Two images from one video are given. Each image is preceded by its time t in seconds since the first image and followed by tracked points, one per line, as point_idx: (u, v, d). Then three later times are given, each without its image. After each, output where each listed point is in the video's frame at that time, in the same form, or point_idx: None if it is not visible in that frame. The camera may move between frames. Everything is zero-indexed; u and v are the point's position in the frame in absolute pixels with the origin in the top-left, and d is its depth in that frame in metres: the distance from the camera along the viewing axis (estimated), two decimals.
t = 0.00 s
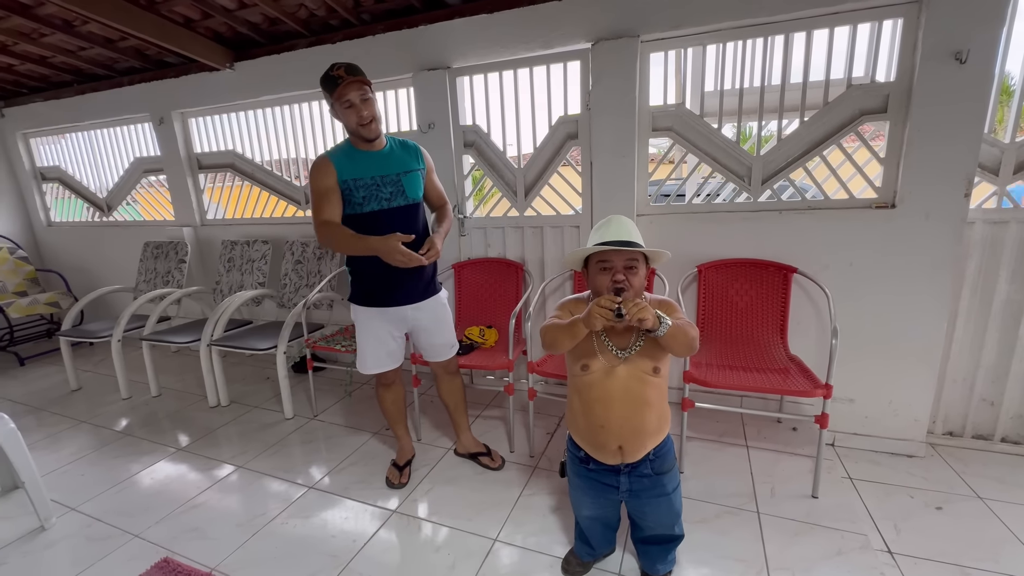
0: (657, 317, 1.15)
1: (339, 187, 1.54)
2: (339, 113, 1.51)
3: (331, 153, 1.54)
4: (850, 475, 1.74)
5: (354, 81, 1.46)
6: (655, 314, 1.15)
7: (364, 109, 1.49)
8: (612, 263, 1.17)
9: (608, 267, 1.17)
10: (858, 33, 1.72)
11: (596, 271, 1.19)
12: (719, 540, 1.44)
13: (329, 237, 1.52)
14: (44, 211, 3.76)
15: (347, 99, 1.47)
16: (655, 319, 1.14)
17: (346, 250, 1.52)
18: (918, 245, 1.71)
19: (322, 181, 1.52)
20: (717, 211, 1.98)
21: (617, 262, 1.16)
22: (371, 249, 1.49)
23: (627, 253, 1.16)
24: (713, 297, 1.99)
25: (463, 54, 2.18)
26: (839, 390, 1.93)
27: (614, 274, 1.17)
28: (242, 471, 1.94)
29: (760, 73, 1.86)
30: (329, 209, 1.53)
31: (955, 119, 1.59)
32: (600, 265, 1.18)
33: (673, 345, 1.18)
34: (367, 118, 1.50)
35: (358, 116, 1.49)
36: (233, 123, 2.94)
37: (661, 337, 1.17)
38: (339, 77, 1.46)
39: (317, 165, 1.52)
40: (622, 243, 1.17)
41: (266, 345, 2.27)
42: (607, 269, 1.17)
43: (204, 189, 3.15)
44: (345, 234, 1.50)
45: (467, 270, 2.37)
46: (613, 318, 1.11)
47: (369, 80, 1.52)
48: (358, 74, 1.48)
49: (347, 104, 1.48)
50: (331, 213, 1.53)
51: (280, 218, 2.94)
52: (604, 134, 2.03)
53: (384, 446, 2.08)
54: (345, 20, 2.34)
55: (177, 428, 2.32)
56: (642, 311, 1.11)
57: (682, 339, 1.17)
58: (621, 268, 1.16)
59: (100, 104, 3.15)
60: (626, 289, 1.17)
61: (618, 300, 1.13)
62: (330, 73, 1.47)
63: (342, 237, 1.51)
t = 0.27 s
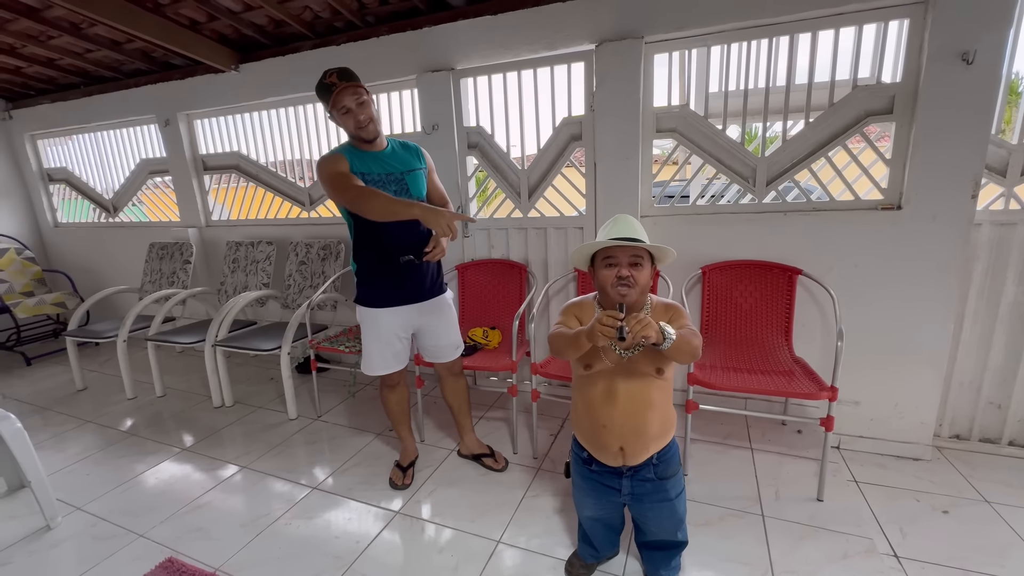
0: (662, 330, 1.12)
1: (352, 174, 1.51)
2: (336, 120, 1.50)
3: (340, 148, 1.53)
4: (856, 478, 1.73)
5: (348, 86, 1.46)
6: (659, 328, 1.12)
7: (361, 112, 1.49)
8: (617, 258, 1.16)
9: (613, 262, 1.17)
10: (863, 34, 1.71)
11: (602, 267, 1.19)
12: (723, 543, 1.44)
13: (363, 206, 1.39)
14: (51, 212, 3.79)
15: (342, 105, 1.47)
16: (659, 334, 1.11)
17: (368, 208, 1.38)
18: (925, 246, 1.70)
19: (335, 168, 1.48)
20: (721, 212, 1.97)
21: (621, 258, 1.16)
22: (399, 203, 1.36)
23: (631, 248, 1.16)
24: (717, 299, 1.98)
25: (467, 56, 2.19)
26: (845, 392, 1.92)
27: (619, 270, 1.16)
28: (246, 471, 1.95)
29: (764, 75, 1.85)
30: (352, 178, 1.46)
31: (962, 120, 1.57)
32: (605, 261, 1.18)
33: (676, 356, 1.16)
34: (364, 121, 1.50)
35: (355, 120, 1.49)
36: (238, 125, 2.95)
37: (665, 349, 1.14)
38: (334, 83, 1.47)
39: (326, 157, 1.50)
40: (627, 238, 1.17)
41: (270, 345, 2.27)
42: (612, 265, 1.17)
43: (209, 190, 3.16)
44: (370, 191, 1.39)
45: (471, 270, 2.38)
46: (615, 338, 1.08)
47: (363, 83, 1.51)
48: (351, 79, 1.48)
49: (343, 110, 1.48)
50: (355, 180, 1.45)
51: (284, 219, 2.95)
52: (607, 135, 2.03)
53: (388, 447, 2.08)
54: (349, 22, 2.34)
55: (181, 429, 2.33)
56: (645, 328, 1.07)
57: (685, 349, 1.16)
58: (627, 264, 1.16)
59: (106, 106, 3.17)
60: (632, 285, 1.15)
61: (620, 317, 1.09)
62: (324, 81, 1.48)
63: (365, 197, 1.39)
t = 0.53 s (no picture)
0: (665, 343, 1.10)
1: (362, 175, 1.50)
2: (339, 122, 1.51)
3: (348, 152, 1.54)
4: (866, 483, 1.71)
5: (350, 89, 1.46)
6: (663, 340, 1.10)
7: (361, 115, 1.49)
8: (620, 261, 1.16)
9: (615, 264, 1.17)
10: (872, 35, 1.70)
11: (606, 270, 1.19)
12: (732, 548, 1.43)
13: (380, 200, 1.36)
14: (64, 215, 3.84)
15: (343, 107, 1.48)
16: (663, 347, 1.09)
17: (384, 200, 1.35)
18: (936, 249, 1.68)
19: (347, 168, 1.47)
20: (729, 215, 1.96)
21: (624, 261, 1.16)
22: (418, 196, 1.34)
23: (634, 251, 1.15)
24: (725, 302, 1.97)
25: (474, 59, 2.20)
26: (854, 396, 1.91)
27: (622, 272, 1.15)
28: (255, 473, 1.97)
29: (772, 77, 1.85)
30: (364, 176, 1.43)
31: (974, 121, 1.56)
32: (609, 264, 1.18)
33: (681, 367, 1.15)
34: (363, 123, 1.50)
35: (354, 122, 1.49)
36: (247, 129, 2.98)
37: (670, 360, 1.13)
38: (336, 86, 1.47)
39: (336, 159, 1.50)
40: (631, 242, 1.17)
41: (278, 347, 2.29)
42: (616, 268, 1.17)
43: (219, 193, 3.20)
44: (387, 186, 1.38)
45: (478, 273, 2.38)
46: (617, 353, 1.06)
47: (368, 86, 1.51)
48: (355, 81, 1.48)
49: (344, 112, 1.48)
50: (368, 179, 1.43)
51: (292, 222, 2.97)
52: (614, 138, 2.03)
53: (395, 449, 2.09)
54: (357, 26, 2.36)
55: (191, 430, 2.35)
56: (647, 344, 1.05)
57: (690, 360, 1.15)
58: (629, 266, 1.15)
59: (118, 111, 3.22)
60: (635, 289, 1.14)
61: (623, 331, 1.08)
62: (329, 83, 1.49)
63: (382, 191, 1.37)
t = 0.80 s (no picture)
0: (647, 346, 1.06)
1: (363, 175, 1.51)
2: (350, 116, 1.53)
3: (352, 149, 1.55)
4: (866, 480, 1.72)
5: (363, 83, 1.49)
6: (644, 344, 1.06)
7: (372, 109, 1.50)
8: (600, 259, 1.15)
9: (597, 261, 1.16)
10: (873, 33, 1.70)
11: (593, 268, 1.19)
12: (733, 546, 1.43)
13: (376, 206, 1.39)
14: (64, 215, 3.84)
15: (355, 99, 1.49)
16: (645, 351, 1.06)
17: (381, 205, 1.38)
18: (936, 247, 1.68)
19: (346, 170, 1.48)
20: (729, 213, 1.96)
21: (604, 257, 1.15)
22: (414, 201, 1.37)
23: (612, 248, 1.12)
24: (725, 300, 1.97)
25: (473, 58, 2.19)
26: (854, 394, 1.91)
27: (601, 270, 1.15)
28: (256, 472, 1.97)
29: (772, 74, 1.84)
30: (364, 178, 1.45)
31: (975, 118, 1.56)
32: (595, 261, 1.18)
33: (670, 370, 1.10)
34: (373, 118, 1.51)
35: (364, 115, 1.50)
36: (247, 128, 2.98)
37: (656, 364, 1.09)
38: (349, 80, 1.50)
39: (337, 159, 1.51)
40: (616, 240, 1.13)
41: (279, 347, 2.29)
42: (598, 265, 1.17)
43: (218, 193, 3.19)
44: (383, 189, 1.40)
45: (478, 272, 2.38)
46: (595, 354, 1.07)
47: (380, 85, 1.55)
48: (368, 78, 1.52)
49: (355, 105, 1.50)
50: (367, 180, 1.45)
51: (292, 221, 2.97)
52: (614, 136, 2.03)
53: (396, 448, 2.09)
54: (356, 25, 2.36)
55: (192, 429, 2.35)
56: (622, 347, 1.03)
57: (678, 363, 1.10)
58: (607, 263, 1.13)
59: (117, 110, 3.21)
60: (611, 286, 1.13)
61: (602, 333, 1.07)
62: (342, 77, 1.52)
63: (378, 195, 1.39)
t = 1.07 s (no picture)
0: (620, 348, 1.08)
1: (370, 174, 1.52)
2: (366, 114, 1.51)
3: (362, 149, 1.55)
4: (862, 477, 1.73)
5: (386, 84, 1.48)
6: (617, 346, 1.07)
7: (394, 111, 1.51)
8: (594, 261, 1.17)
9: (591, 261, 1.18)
10: (867, 32, 1.70)
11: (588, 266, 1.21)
12: (729, 544, 1.44)
13: (380, 205, 1.42)
14: (60, 217, 3.84)
15: (377, 100, 1.48)
16: (616, 352, 1.07)
17: (386, 204, 1.40)
18: (931, 244, 1.69)
19: (352, 169, 1.50)
20: (724, 212, 1.97)
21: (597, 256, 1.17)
22: (417, 201, 1.39)
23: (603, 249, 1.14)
24: (721, 299, 1.98)
25: (469, 57, 2.19)
26: (850, 392, 1.92)
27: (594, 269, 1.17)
28: (255, 473, 1.97)
29: (767, 74, 1.85)
30: (370, 178, 1.48)
31: (968, 116, 1.56)
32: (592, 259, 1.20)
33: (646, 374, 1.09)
34: (394, 120, 1.52)
35: (386, 117, 1.50)
36: (243, 129, 2.98)
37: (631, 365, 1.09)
38: (373, 79, 1.48)
39: (345, 159, 1.52)
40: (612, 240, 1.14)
41: (276, 348, 2.29)
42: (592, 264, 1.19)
43: (215, 194, 3.19)
44: (388, 189, 1.42)
45: (475, 273, 2.38)
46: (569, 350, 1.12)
47: (401, 85, 1.54)
48: (391, 79, 1.51)
49: (377, 105, 1.49)
50: (373, 180, 1.48)
51: (289, 222, 2.97)
52: (610, 136, 2.03)
53: (394, 448, 2.10)
54: (352, 26, 2.36)
55: (191, 431, 2.35)
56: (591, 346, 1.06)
57: (654, 368, 1.08)
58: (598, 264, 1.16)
59: (113, 112, 3.21)
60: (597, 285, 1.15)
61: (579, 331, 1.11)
62: (363, 75, 1.49)
63: (382, 195, 1.42)
